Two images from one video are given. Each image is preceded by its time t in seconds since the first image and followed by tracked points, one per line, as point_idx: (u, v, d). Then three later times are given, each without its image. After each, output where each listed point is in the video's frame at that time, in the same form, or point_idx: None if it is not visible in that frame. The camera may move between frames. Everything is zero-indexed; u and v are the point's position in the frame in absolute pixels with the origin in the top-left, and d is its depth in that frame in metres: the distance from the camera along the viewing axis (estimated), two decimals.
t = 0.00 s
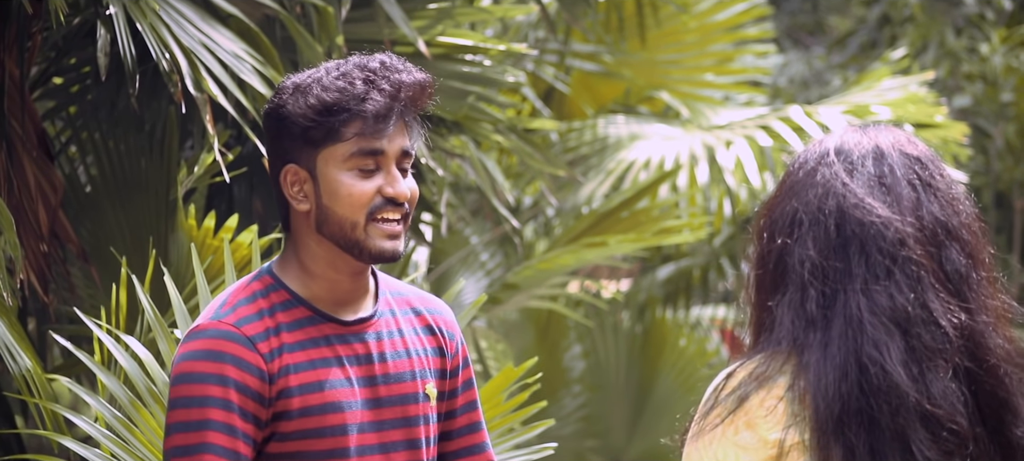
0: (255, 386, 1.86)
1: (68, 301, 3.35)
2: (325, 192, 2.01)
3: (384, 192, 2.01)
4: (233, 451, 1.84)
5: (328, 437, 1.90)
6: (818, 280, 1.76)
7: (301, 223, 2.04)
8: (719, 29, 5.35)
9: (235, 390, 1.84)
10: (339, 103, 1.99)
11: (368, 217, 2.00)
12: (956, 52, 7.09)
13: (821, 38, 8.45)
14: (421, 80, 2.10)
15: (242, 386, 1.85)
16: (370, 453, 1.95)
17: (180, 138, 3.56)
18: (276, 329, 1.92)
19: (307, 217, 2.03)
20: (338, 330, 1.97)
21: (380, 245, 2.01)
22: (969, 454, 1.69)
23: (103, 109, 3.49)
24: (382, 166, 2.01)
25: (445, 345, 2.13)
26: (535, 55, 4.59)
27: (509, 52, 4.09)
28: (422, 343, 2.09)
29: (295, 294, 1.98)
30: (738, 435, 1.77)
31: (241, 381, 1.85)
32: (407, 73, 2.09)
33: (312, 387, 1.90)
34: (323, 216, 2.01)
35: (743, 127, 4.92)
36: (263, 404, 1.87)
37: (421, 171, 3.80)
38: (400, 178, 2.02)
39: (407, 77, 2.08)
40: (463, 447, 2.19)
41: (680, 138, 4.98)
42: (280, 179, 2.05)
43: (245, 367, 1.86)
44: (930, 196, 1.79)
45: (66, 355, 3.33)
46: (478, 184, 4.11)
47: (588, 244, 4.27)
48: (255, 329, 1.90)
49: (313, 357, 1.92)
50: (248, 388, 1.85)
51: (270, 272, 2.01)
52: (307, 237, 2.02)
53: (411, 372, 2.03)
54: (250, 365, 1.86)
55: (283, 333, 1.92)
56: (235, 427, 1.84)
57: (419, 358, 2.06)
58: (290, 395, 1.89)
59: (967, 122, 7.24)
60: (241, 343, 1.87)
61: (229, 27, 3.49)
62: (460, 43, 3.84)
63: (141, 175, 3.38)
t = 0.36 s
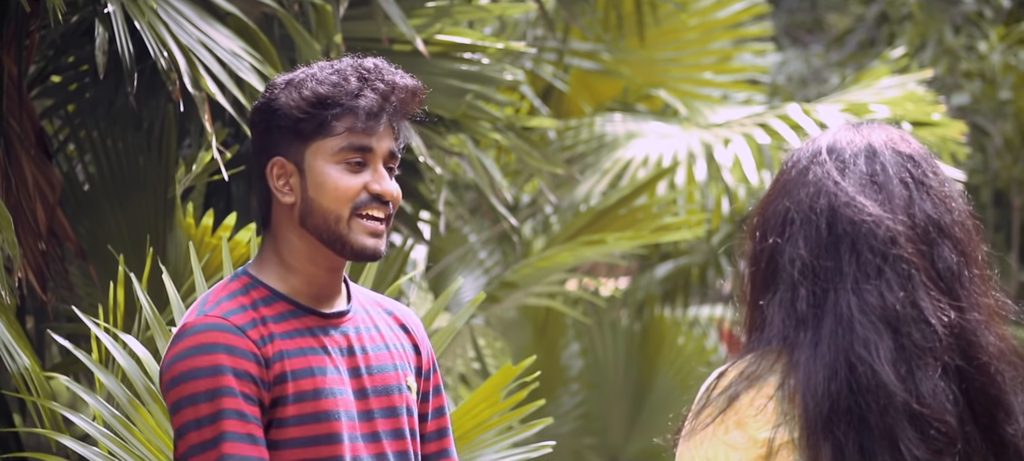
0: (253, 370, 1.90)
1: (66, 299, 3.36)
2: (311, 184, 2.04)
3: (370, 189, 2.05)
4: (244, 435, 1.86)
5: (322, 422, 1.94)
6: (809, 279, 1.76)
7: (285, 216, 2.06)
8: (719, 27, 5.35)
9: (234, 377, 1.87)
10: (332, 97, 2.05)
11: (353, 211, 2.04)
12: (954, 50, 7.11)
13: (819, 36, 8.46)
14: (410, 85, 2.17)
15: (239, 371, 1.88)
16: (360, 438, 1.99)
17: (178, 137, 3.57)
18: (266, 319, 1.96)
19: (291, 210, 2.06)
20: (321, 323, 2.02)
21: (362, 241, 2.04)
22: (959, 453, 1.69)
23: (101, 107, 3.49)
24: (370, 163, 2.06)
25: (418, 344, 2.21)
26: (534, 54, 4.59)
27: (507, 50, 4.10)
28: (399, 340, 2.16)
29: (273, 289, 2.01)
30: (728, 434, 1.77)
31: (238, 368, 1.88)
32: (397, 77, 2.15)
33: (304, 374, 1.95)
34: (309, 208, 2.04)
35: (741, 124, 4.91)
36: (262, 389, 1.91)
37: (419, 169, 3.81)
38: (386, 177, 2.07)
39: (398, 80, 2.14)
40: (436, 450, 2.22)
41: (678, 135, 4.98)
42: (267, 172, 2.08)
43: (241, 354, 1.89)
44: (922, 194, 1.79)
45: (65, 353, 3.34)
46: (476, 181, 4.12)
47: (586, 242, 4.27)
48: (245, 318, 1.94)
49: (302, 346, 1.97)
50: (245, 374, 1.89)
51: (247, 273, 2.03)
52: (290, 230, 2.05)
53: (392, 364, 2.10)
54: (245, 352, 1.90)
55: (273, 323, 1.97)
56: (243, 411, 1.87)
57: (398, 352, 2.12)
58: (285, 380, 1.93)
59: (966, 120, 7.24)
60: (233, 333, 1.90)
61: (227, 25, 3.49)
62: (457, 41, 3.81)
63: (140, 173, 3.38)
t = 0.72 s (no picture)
0: (257, 355, 1.91)
1: (67, 293, 3.34)
2: (340, 174, 2.07)
3: (397, 178, 2.07)
4: (240, 421, 1.88)
5: (336, 399, 1.93)
6: (814, 275, 1.76)
7: (317, 207, 2.11)
8: (720, 21, 5.34)
9: (233, 361, 1.89)
10: (358, 88, 2.08)
11: (382, 199, 2.06)
12: (956, 45, 7.12)
13: (820, 31, 8.45)
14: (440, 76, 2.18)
15: (241, 358, 1.89)
16: (385, 417, 1.97)
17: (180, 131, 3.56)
18: (279, 304, 1.97)
19: (323, 200, 2.10)
20: (348, 307, 2.03)
21: (392, 228, 2.07)
22: (962, 449, 1.70)
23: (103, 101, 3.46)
24: (397, 152, 2.08)
25: (473, 335, 2.19)
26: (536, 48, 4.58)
27: (508, 44, 4.09)
28: (450, 328, 2.14)
29: (302, 278, 2.03)
30: (730, 430, 1.78)
31: (239, 351, 1.89)
32: (426, 67, 2.17)
33: (316, 353, 1.94)
34: (338, 198, 2.07)
35: (743, 119, 4.91)
36: (267, 373, 1.91)
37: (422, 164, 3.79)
38: (415, 165, 2.08)
39: (426, 70, 2.16)
40: (501, 442, 2.20)
41: (679, 130, 4.99)
42: (299, 165, 2.13)
43: (243, 338, 1.90)
44: (926, 189, 1.79)
45: (66, 347, 3.34)
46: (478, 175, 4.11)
47: (588, 236, 4.27)
48: (254, 302, 1.95)
49: (318, 328, 1.97)
50: (248, 359, 1.90)
51: (284, 266, 2.07)
52: (322, 221, 2.10)
53: (435, 347, 2.08)
54: (250, 336, 1.91)
55: (287, 308, 1.97)
56: (239, 397, 1.88)
57: (445, 338, 2.11)
58: (292, 360, 1.93)
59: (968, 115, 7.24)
60: (239, 316, 1.92)
61: (228, 19, 3.48)
62: (460, 35, 3.82)
63: (141, 166, 3.40)
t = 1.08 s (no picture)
0: (301, 357, 2.00)
1: (71, 290, 3.36)
2: (407, 174, 2.14)
3: (461, 176, 2.11)
4: (273, 421, 1.98)
5: (377, 403, 2.00)
6: (819, 275, 1.76)
7: (389, 206, 2.18)
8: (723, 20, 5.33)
9: (278, 361, 2.00)
10: (421, 87, 2.14)
11: (447, 198, 2.11)
12: (959, 43, 7.10)
13: (824, 29, 8.44)
14: (506, 73, 2.20)
15: (284, 358, 2.00)
16: (431, 421, 2.02)
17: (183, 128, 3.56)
18: (336, 306, 2.06)
19: (393, 200, 2.18)
20: (409, 309, 2.09)
21: (457, 226, 2.11)
22: (967, 450, 1.70)
23: (107, 98, 3.49)
24: (461, 151, 2.12)
25: (544, 337, 2.17)
26: (538, 46, 4.57)
27: (511, 42, 4.08)
28: (516, 330, 2.15)
29: (369, 277, 2.11)
30: (735, 429, 1.78)
31: (285, 352, 2.00)
32: (492, 64, 2.19)
33: (363, 357, 2.01)
34: (405, 198, 2.14)
35: (747, 119, 4.91)
36: (311, 374, 2.01)
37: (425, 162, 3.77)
38: (478, 163, 2.12)
39: (491, 67, 2.18)
40: (572, 444, 2.17)
41: (683, 129, 4.98)
42: (373, 165, 2.22)
43: (292, 339, 2.01)
44: (931, 189, 1.79)
45: (69, 345, 3.34)
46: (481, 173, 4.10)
47: (590, 235, 4.28)
48: (311, 305, 2.04)
49: (371, 330, 2.04)
50: (293, 359, 2.00)
51: (358, 263, 2.16)
52: (393, 220, 2.17)
53: (493, 351, 2.10)
54: (298, 338, 2.01)
55: (344, 309, 2.06)
56: (277, 397, 1.99)
57: (506, 341, 2.12)
58: (338, 363, 2.01)
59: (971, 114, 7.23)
60: (292, 318, 2.02)
61: (231, 17, 3.47)
62: (464, 33, 3.80)
63: (145, 164, 3.39)
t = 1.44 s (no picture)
0: (329, 342, 1.96)
1: (66, 287, 3.38)
2: (456, 188, 2.05)
3: (507, 207, 2.02)
4: (290, 400, 1.93)
5: (394, 403, 1.96)
6: (814, 272, 1.76)
7: (436, 208, 2.10)
8: (720, 17, 5.33)
9: (304, 341, 1.95)
10: (484, 106, 2.04)
11: (487, 225, 2.03)
12: (956, 41, 7.13)
13: (820, 27, 8.47)
14: (575, 109, 2.08)
15: (313, 340, 1.95)
16: (449, 427, 1.97)
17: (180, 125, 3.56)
18: (371, 295, 2.01)
19: (440, 204, 2.10)
20: (442, 309, 2.04)
21: (490, 255, 2.03)
22: (960, 447, 1.70)
23: (102, 95, 3.50)
24: (514, 181, 2.02)
25: (573, 350, 2.11)
26: (535, 43, 4.57)
27: (508, 39, 4.07)
28: (545, 341, 2.09)
29: (409, 269, 2.06)
30: (728, 423, 1.78)
31: (313, 334, 1.96)
32: (564, 96, 2.07)
33: (389, 354, 1.97)
34: (450, 209, 2.06)
35: (744, 117, 4.91)
36: (336, 360, 1.96)
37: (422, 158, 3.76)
38: (526, 198, 2.02)
39: (561, 98, 2.06)
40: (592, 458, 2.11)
41: (679, 127, 5.00)
42: (429, 161, 2.13)
43: (321, 323, 1.96)
44: (928, 188, 1.79)
45: (65, 342, 3.35)
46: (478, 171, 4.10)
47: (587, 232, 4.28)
48: (347, 292, 2.00)
49: (401, 327, 1.99)
50: (320, 342, 1.96)
51: (401, 255, 2.10)
52: (437, 222, 2.09)
53: (519, 363, 2.04)
54: (328, 322, 1.97)
55: (377, 300, 2.01)
56: (298, 376, 1.94)
57: (533, 353, 2.06)
58: (364, 357, 1.97)
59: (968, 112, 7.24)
60: (326, 300, 1.98)
61: (227, 13, 3.47)
62: (460, 31, 3.82)
63: (140, 161, 3.39)
